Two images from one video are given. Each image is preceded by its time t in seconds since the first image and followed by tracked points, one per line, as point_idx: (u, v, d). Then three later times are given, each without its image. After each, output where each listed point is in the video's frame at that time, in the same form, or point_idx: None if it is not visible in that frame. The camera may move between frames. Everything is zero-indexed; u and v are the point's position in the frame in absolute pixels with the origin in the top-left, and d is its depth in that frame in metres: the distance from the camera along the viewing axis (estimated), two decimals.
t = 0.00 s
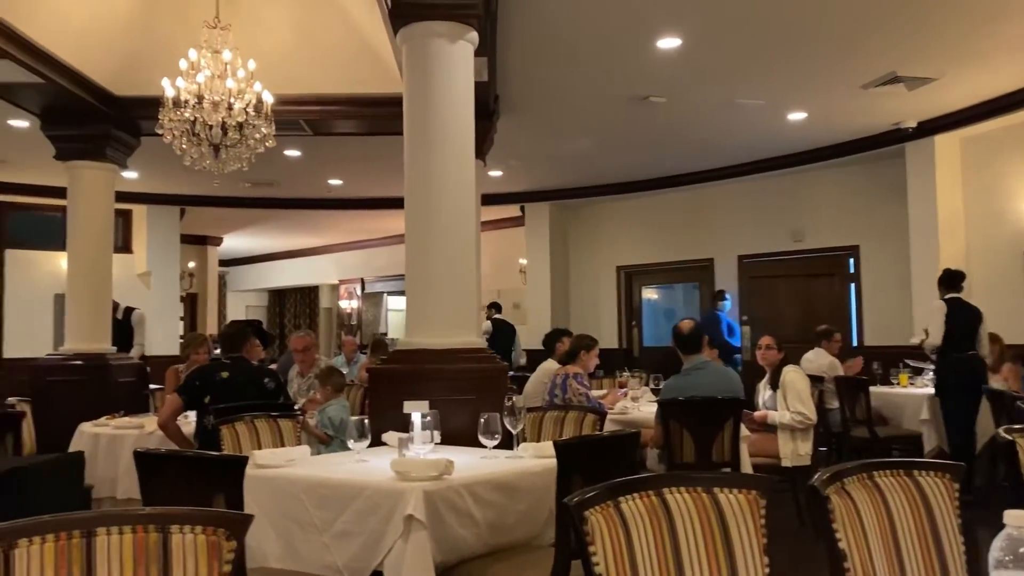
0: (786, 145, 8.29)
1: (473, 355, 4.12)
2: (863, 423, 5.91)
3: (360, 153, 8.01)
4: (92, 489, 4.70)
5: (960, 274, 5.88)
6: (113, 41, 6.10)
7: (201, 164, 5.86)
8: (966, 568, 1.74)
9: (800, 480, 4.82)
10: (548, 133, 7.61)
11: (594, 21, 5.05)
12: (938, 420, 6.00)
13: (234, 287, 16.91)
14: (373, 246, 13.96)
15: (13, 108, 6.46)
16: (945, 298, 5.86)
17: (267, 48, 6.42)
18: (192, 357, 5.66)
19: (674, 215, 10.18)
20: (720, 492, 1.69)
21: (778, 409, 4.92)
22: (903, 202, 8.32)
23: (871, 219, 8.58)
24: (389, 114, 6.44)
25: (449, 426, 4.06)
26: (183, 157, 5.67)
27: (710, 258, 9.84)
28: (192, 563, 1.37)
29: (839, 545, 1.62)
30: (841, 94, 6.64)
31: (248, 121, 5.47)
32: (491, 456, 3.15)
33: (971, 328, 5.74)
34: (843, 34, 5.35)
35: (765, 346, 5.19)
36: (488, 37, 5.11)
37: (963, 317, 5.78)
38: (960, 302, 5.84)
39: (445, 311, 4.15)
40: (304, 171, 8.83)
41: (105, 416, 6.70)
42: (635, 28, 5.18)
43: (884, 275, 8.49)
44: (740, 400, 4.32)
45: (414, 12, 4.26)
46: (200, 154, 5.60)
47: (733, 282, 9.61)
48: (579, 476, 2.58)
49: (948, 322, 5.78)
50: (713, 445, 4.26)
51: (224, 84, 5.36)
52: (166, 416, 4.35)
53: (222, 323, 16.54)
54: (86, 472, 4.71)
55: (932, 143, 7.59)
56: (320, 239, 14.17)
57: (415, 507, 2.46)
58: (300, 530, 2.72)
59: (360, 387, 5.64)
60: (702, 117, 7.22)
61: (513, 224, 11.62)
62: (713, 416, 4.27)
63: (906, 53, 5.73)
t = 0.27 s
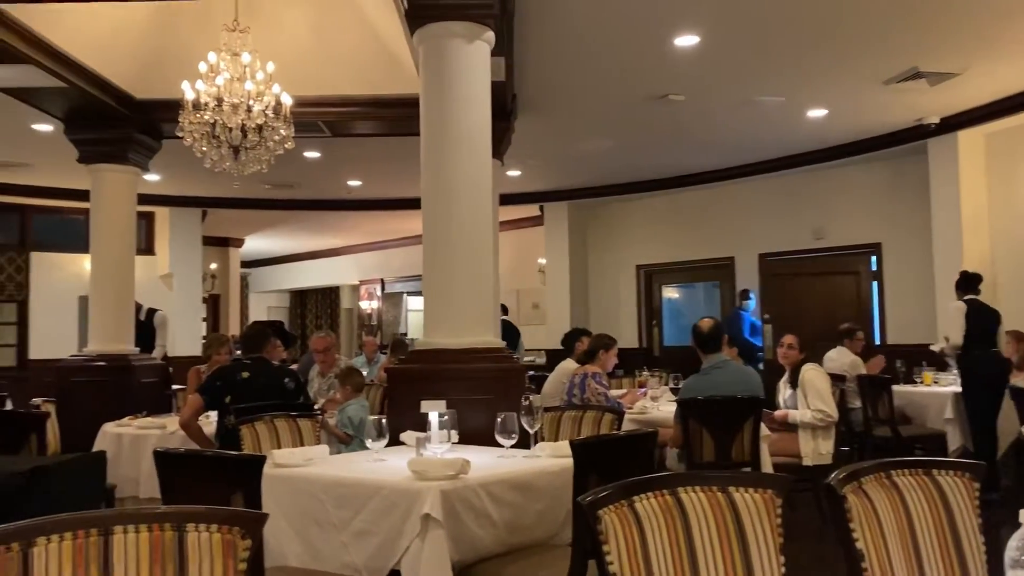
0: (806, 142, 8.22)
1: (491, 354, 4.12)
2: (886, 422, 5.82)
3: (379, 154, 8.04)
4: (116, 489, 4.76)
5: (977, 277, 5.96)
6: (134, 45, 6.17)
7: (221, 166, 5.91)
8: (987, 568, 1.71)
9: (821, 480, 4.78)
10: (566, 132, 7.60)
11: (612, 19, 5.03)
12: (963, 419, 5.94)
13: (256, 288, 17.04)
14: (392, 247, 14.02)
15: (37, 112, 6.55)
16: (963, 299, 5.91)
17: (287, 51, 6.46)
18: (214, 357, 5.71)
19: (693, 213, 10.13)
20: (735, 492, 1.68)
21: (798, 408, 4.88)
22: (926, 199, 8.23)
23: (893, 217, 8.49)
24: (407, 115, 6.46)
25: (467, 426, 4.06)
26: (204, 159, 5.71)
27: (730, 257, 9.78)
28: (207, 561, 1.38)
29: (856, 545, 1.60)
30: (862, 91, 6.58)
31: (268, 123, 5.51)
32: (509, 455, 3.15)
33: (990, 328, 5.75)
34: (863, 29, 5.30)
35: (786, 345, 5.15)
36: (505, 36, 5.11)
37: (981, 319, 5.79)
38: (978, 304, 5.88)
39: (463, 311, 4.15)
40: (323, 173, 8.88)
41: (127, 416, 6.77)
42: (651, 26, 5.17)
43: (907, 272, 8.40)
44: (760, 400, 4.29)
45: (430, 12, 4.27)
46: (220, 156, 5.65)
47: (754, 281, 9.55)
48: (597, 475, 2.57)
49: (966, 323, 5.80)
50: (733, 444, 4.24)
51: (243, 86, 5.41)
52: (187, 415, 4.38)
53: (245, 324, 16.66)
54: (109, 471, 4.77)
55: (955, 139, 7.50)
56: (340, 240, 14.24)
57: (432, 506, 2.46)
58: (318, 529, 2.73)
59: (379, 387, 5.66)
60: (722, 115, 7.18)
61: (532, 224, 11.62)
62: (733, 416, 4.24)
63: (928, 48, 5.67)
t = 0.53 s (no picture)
0: (828, 138, 8.15)
1: (509, 353, 4.12)
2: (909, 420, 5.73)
3: (399, 154, 8.07)
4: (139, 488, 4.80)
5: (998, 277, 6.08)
6: (155, 48, 6.22)
7: (242, 167, 5.96)
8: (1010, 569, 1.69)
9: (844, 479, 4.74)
10: (585, 130, 7.58)
11: (630, 17, 5.02)
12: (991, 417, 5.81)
13: (278, 288, 17.16)
14: (413, 247, 14.06)
15: (60, 116, 6.63)
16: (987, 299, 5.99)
17: (306, 52, 6.50)
18: (236, 357, 5.75)
19: (714, 211, 10.08)
20: (752, 491, 1.67)
21: (821, 407, 4.85)
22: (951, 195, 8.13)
23: (917, 213, 8.40)
24: (425, 115, 6.47)
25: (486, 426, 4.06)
26: (225, 160, 5.75)
27: (752, 255, 9.72)
28: (223, 561, 1.39)
29: (876, 546, 1.59)
30: (884, 86, 6.51)
31: (288, 124, 5.54)
32: (527, 455, 3.15)
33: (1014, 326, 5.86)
34: (885, 24, 5.24)
35: (810, 344, 5.11)
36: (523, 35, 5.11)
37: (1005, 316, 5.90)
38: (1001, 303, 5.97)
39: (481, 310, 4.16)
40: (344, 174, 8.92)
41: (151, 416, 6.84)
42: (670, 23, 5.14)
43: (931, 269, 8.31)
44: (781, 398, 4.26)
45: (446, 12, 4.27)
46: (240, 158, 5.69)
47: (776, 278, 9.49)
48: (615, 474, 2.57)
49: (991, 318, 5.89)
50: (754, 443, 4.22)
51: (263, 88, 5.42)
52: (209, 414, 4.40)
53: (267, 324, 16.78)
54: (133, 470, 4.82)
55: (981, 134, 7.41)
56: (360, 240, 14.31)
57: (450, 505, 2.46)
58: (338, 527, 2.75)
59: (400, 386, 5.68)
60: (742, 112, 7.13)
61: (552, 223, 11.61)
62: (755, 414, 4.22)
63: (952, 42, 5.60)
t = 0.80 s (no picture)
0: (851, 133, 8.07)
1: (529, 353, 4.12)
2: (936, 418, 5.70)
3: (419, 154, 8.09)
4: (164, 487, 4.85)
5: None
6: (177, 51, 6.28)
7: (264, 168, 5.98)
8: None
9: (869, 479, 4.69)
10: (605, 128, 7.56)
11: (650, 14, 4.99)
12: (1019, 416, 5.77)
13: (300, 288, 17.28)
14: (434, 247, 14.10)
15: (85, 119, 6.71)
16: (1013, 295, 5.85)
17: (326, 54, 6.53)
18: (259, 357, 5.79)
19: (736, 208, 10.01)
20: (773, 491, 1.65)
21: (846, 406, 4.81)
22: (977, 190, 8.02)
23: (943, 208, 8.29)
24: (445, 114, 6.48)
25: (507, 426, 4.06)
26: (247, 161, 5.79)
27: (775, 252, 9.64)
28: (242, 560, 1.40)
29: (899, 546, 1.57)
30: (908, 80, 6.43)
31: (309, 125, 5.57)
32: (547, 454, 3.14)
33: None
34: (909, 17, 5.17)
35: (833, 341, 5.05)
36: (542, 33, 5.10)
37: None
38: None
39: (501, 310, 4.15)
40: (365, 174, 8.96)
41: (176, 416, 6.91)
42: (691, 19, 5.10)
43: (958, 265, 8.20)
44: (805, 396, 4.22)
45: (463, 12, 4.27)
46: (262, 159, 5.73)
47: (800, 275, 9.41)
48: (637, 475, 2.55)
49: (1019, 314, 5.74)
50: (778, 442, 4.19)
51: (284, 90, 5.44)
52: (233, 414, 4.41)
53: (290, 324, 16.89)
54: (158, 470, 4.86)
55: (1008, 128, 7.30)
56: (382, 240, 14.37)
57: (470, 505, 2.46)
58: (359, 527, 2.76)
59: (421, 386, 5.69)
60: (764, 108, 7.07)
61: (573, 221, 11.58)
62: (778, 413, 4.18)
63: (978, 35, 5.51)
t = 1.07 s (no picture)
0: (877, 127, 7.96)
1: (552, 352, 4.10)
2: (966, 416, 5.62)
3: (441, 153, 8.09)
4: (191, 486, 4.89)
5: None
6: (200, 53, 6.33)
7: (286, 170, 5.99)
8: None
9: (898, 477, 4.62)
10: (627, 125, 7.52)
11: (671, 9, 4.95)
12: None
13: (324, 288, 17.37)
14: (456, 245, 14.11)
15: (111, 122, 6.77)
16: None
17: (348, 54, 6.55)
18: (285, 356, 5.83)
19: (760, 204, 9.92)
20: (801, 492, 1.62)
21: (874, 404, 4.75)
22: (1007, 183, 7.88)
23: (972, 202, 8.16)
24: (466, 113, 6.48)
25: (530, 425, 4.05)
26: (270, 162, 5.82)
27: (800, 248, 9.54)
28: (266, 562, 1.40)
29: (931, 548, 1.53)
30: (936, 73, 6.33)
31: (331, 125, 5.58)
32: (571, 454, 3.13)
33: None
34: (937, 9, 5.09)
35: (861, 338, 5.00)
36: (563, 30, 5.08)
37: None
38: None
39: (523, 309, 4.13)
40: (387, 174, 8.98)
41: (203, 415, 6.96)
42: (713, 14, 5.06)
43: (988, 260, 8.06)
44: (832, 394, 4.16)
45: (484, 11, 4.26)
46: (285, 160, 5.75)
47: (826, 271, 9.31)
48: (662, 475, 2.53)
49: None
50: (804, 440, 4.13)
51: (306, 90, 5.49)
52: (258, 414, 4.47)
53: (314, 323, 16.99)
54: (185, 470, 4.90)
55: None
56: (404, 239, 14.40)
57: (493, 505, 2.45)
58: (383, 527, 2.75)
59: (444, 385, 5.69)
60: (788, 103, 6.99)
61: (596, 218, 11.54)
62: (804, 411, 4.13)
63: (1007, 26, 5.42)
